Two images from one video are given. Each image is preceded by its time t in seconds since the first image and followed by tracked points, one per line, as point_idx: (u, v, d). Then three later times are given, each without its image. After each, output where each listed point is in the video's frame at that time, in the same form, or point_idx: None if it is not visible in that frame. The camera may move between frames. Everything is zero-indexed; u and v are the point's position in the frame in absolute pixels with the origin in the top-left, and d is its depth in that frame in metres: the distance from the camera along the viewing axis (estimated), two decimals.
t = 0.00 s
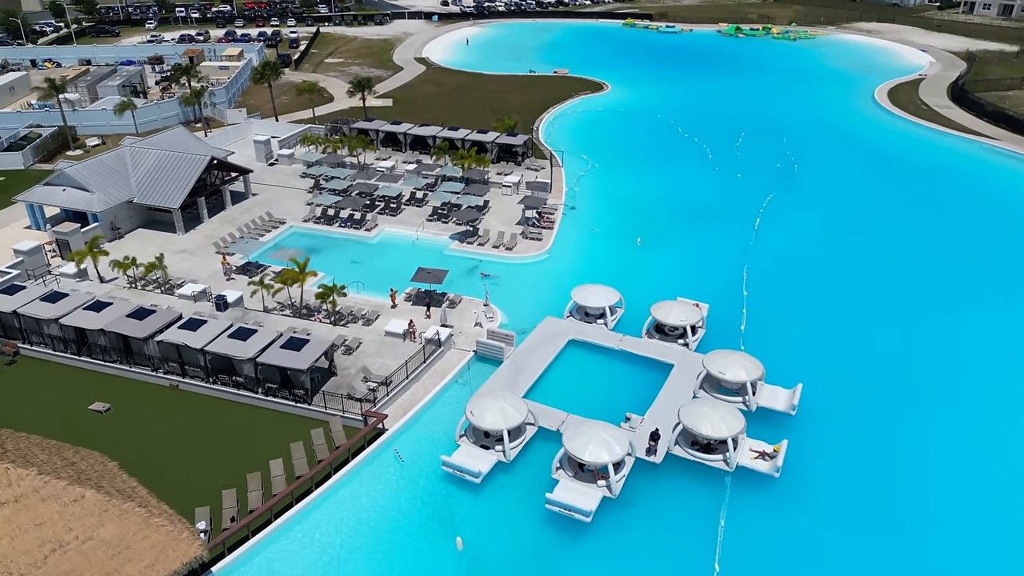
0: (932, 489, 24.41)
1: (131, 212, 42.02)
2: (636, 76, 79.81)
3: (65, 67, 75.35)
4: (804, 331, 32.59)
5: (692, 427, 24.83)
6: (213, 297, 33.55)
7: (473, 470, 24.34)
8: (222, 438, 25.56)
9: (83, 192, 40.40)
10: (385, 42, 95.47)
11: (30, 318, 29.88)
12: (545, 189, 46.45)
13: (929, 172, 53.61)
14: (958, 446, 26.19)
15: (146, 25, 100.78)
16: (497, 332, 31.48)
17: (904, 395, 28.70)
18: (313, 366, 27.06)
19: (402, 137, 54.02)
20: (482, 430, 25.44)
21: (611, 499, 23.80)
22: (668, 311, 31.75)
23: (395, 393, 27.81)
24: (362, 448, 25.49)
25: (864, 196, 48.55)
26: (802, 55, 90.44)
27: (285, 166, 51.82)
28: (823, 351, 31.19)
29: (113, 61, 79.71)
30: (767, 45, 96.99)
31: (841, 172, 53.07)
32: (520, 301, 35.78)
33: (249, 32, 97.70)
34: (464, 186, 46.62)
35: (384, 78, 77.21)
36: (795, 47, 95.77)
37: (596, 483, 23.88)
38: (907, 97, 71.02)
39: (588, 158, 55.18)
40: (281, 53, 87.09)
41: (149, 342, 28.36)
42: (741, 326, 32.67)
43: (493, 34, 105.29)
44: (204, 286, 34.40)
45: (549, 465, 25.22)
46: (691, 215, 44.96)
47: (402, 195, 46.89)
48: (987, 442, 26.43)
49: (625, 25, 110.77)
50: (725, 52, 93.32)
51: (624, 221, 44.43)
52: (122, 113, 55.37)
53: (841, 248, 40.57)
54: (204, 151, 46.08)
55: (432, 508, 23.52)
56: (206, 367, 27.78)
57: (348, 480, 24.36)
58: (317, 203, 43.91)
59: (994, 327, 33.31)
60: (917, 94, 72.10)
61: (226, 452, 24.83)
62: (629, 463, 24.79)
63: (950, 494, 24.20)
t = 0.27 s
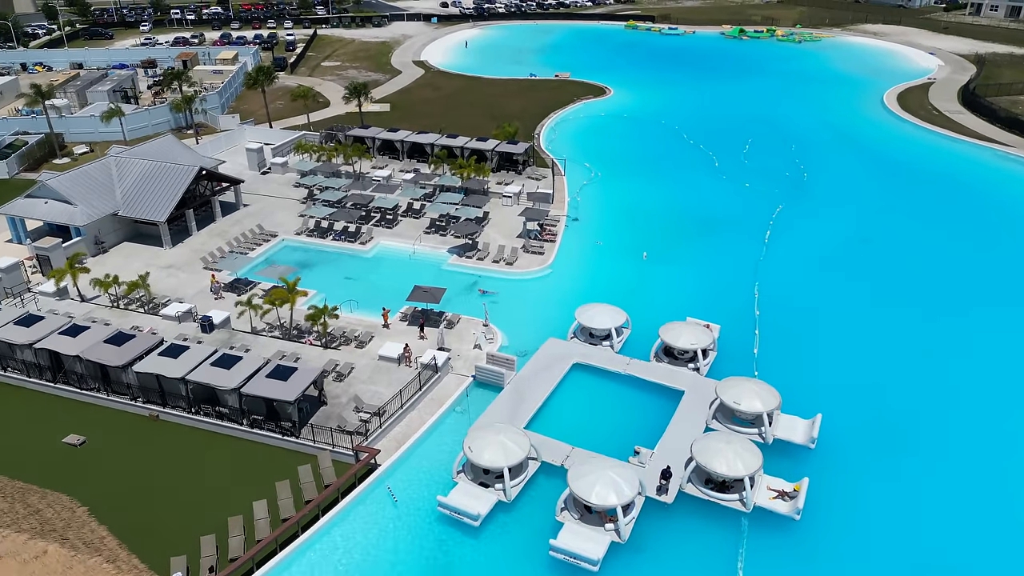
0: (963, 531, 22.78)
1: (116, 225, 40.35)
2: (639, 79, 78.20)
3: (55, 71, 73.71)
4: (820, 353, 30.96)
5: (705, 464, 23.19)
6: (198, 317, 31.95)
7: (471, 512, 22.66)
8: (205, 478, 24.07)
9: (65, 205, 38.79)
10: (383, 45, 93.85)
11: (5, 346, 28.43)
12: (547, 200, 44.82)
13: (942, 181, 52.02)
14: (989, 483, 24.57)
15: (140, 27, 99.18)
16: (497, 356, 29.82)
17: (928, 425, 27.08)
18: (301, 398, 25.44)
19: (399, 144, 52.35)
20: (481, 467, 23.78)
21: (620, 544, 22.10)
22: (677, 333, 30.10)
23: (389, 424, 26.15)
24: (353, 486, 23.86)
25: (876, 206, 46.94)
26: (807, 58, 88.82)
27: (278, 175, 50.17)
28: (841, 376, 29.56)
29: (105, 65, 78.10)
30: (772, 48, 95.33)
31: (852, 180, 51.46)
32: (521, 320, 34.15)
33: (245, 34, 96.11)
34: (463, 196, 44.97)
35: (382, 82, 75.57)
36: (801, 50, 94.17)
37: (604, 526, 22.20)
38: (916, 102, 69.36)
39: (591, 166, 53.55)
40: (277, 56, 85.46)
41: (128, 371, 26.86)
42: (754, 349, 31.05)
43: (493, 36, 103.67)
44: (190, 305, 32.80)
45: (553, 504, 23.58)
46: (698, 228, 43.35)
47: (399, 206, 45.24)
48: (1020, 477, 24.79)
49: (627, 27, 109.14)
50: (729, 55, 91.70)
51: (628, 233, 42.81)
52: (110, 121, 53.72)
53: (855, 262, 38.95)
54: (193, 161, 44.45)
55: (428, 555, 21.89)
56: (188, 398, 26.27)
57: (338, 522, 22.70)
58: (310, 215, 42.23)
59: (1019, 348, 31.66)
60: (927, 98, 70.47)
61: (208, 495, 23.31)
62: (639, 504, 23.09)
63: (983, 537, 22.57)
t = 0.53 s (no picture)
0: None
1: (100, 239, 38.73)
2: (642, 83, 76.56)
3: (44, 75, 72.03)
4: (839, 379, 29.32)
5: (721, 507, 21.52)
6: (183, 340, 30.33)
7: (469, 561, 20.94)
8: (182, 521, 22.32)
9: (46, 219, 37.16)
10: (381, 48, 92.20)
11: None
12: (549, 211, 43.24)
13: (956, 190, 50.40)
14: None
15: (135, 29, 97.57)
16: (497, 382, 28.13)
17: (957, 460, 25.40)
18: (287, 433, 23.72)
19: (395, 154, 50.68)
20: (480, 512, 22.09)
21: None
22: (687, 359, 28.45)
23: (380, 459, 24.45)
24: (342, 530, 22.20)
25: (890, 217, 45.30)
26: (813, 61, 87.17)
27: (271, 184, 48.53)
28: (862, 403, 27.91)
29: (97, 69, 76.46)
30: (777, 50, 93.65)
31: (864, 190, 49.83)
32: (522, 341, 32.50)
33: (241, 37, 94.46)
34: (462, 208, 43.30)
35: (379, 86, 73.93)
36: (806, 52, 92.52)
37: None
38: (927, 107, 67.67)
39: (594, 175, 51.90)
40: (273, 59, 83.83)
41: (103, 402, 25.28)
42: (768, 376, 29.41)
43: (493, 38, 102.00)
44: (174, 326, 31.18)
45: (558, 550, 21.91)
46: (706, 241, 41.68)
47: (395, 218, 43.62)
48: None
49: (629, 29, 107.47)
50: (733, 57, 90.03)
51: (633, 246, 41.18)
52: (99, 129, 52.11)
53: (872, 279, 37.28)
54: (181, 171, 42.83)
55: None
56: (167, 432, 24.60)
57: (326, 571, 21.02)
58: (303, 228, 40.56)
59: None
60: (938, 103, 68.83)
61: (185, 540, 21.65)
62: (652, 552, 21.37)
63: None
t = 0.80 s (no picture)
0: None
1: (82, 254, 37.11)
2: (645, 87, 74.93)
3: (34, 80, 70.40)
4: (859, 408, 27.61)
5: (740, 557, 19.81)
6: (165, 365, 28.72)
7: None
8: (156, 570, 20.55)
9: (25, 234, 35.56)
10: (379, 51, 90.56)
11: None
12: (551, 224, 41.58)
13: (971, 199, 48.75)
14: None
15: (128, 31, 95.90)
16: (497, 412, 26.46)
17: (989, 498, 23.75)
18: (271, 473, 22.08)
19: (392, 162, 49.00)
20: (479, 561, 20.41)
21: None
22: (698, 387, 26.79)
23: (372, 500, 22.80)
24: None
25: (904, 229, 43.66)
26: (819, 64, 85.53)
27: (263, 194, 46.90)
28: (885, 435, 26.26)
29: (89, 73, 74.79)
30: (782, 53, 91.91)
31: (875, 199, 48.22)
32: (523, 364, 30.83)
33: (237, 40, 92.84)
34: (460, 219, 41.62)
35: (377, 90, 72.31)
36: (812, 55, 90.85)
37: None
38: (938, 112, 65.92)
39: (597, 184, 50.26)
40: (269, 62, 82.17)
41: (74, 437, 23.68)
42: (785, 404, 27.73)
43: (493, 41, 100.35)
44: (156, 350, 29.58)
45: None
46: (714, 255, 40.05)
47: (391, 231, 41.96)
48: None
49: (631, 31, 105.75)
50: (737, 60, 88.39)
51: (638, 261, 39.55)
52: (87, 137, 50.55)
53: (889, 297, 35.57)
54: (168, 182, 41.19)
55: None
56: (143, 471, 23.03)
57: None
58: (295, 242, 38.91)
59: None
60: (948, 108, 67.19)
61: None
62: None
63: None
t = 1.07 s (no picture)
0: None
1: (63, 271, 35.49)
2: (648, 92, 73.29)
3: (23, 84, 68.71)
4: (881, 441, 25.98)
5: None
6: (144, 394, 27.10)
7: None
8: None
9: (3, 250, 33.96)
10: (376, 54, 88.89)
11: None
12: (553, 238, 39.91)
13: (988, 209, 47.08)
14: None
15: (122, 34, 94.24)
16: (497, 446, 24.78)
17: None
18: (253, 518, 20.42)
19: (388, 172, 47.34)
20: None
21: None
22: (711, 419, 25.09)
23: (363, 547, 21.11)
24: None
25: (920, 242, 42.03)
26: (826, 67, 83.85)
27: (254, 205, 45.25)
28: (911, 472, 24.62)
29: (80, 77, 73.14)
30: (787, 56, 90.26)
31: (888, 210, 46.59)
32: (525, 390, 29.15)
33: (232, 42, 91.19)
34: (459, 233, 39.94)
35: (374, 94, 70.66)
36: (818, 58, 89.21)
37: None
38: (949, 118, 64.23)
39: (600, 194, 48.61)
40: (264, 66, 80.54)
41: (42, 478, 22.03)
42: (803, 437, 26.05)
43: (493, 43, 98.72)
44: (137, 377, 27.96)
45: None
46: (724, 271, 38.41)
47: (387, 244, 40.30)
48: None
49: (633, 33, 104.06)
50: (742, 63, 86.72)
51: (644, 277, 37.89)
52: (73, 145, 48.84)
53: (908, 317, 33.91)
54: (155, 195, 39.54)
55: None
56: (115, 515, 21.38)
57: None
58: (286, 257, 37.26)
59: None
60: (959, 113, 65.52)
61: None
62: None
63: None
